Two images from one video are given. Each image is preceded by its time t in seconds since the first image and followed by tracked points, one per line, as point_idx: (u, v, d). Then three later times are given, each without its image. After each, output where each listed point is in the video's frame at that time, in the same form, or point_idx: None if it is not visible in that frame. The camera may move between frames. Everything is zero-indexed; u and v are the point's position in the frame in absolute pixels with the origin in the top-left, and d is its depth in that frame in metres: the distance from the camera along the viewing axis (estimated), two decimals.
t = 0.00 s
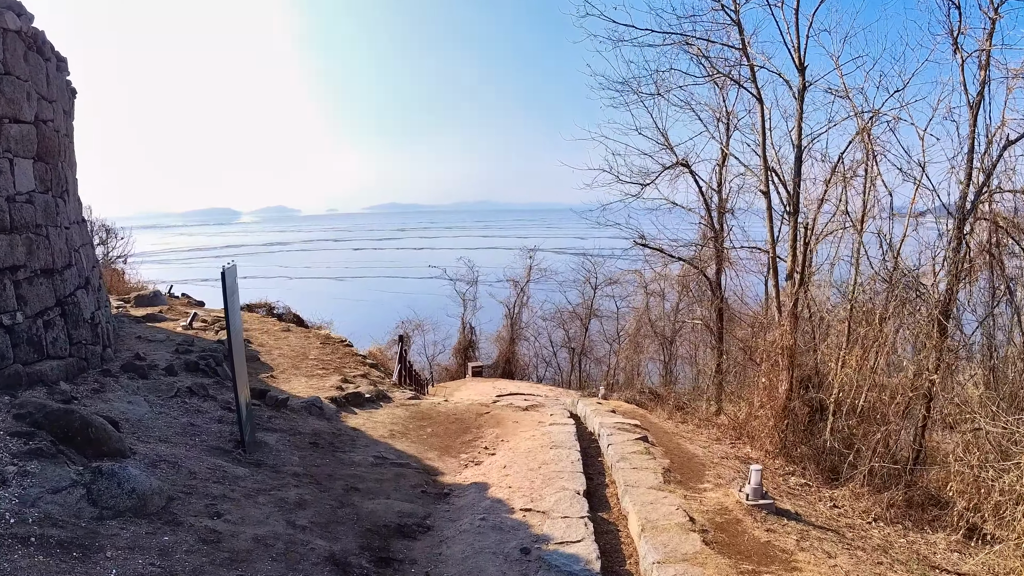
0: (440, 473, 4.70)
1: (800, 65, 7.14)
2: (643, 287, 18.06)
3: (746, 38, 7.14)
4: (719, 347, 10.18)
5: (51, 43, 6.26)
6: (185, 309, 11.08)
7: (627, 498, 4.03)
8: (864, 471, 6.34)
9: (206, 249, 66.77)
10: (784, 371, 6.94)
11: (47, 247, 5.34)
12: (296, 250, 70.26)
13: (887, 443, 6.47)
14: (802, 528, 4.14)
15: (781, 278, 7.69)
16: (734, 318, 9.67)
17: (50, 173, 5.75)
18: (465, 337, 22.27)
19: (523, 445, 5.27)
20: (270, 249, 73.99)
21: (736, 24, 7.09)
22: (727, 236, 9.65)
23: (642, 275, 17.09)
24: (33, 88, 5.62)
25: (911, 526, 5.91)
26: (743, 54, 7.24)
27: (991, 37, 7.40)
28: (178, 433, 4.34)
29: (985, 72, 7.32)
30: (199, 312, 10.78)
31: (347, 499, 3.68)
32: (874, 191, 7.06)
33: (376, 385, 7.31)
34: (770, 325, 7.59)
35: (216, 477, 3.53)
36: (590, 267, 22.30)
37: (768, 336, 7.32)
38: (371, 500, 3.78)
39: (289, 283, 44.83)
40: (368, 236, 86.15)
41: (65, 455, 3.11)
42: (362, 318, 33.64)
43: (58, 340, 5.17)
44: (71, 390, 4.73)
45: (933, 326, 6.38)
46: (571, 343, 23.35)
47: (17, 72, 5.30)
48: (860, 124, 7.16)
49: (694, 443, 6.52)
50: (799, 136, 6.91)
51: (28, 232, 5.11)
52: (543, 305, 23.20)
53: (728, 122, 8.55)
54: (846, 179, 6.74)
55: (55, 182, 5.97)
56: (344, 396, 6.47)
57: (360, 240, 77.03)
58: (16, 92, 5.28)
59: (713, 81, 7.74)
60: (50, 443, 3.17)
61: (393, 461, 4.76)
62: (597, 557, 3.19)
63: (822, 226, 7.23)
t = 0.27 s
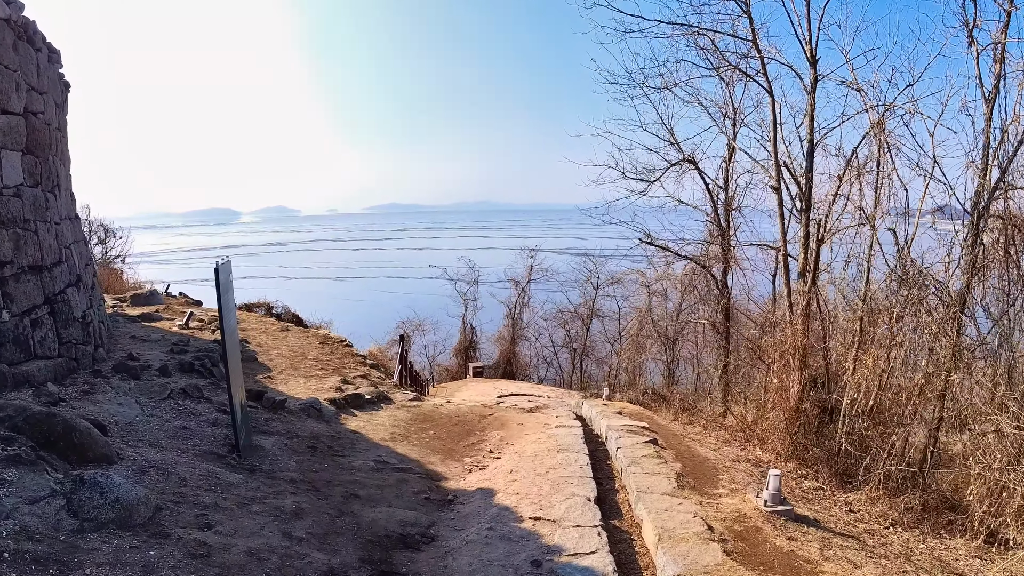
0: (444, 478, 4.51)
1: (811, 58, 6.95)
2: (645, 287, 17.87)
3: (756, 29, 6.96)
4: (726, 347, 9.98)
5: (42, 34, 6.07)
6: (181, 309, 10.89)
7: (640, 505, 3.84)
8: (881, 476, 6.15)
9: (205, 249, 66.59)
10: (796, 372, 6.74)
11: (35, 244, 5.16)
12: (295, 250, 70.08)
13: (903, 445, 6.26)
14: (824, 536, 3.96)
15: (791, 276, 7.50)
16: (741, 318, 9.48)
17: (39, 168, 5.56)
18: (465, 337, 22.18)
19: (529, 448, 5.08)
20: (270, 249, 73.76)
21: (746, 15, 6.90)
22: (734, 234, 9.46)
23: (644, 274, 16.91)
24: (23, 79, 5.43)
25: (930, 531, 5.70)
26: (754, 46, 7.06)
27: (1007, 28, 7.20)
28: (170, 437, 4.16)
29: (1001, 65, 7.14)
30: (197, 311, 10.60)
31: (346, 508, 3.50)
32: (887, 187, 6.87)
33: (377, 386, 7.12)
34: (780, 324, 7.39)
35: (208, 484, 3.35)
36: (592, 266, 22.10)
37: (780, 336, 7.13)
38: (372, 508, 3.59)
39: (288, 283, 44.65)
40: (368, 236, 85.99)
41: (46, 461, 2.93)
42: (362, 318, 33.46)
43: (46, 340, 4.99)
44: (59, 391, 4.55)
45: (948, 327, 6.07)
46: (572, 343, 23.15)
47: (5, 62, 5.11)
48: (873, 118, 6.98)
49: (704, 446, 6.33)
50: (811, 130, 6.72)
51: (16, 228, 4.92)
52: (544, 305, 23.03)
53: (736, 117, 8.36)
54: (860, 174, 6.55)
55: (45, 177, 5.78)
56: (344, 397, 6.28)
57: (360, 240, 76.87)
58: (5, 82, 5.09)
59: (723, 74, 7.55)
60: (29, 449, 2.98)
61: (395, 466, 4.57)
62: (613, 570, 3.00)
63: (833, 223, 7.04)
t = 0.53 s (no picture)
0: (445, 488, 4.33)
1: (822, 54, 6.78)
2: (647, 288, 17.69)
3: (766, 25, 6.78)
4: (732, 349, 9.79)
5: (31, 29, 5.89)
6: (177, 310, 10.70)
7: (652, 518, 3.66)
8: (894, 483, 5.87)
9: (204, 249, 66.37)
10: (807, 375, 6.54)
11: (23, 245, 4.99)
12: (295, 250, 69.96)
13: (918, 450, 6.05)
14: (843, 550, 3.79)
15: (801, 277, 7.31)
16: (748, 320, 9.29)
17: (27, 167, 5.38)
18: (466, 338, 22.00)
19: (534, 456, 4.90)
20: (269, 249, 73.53)
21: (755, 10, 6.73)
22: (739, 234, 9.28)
23: (646, 275, 16.74)
24: (10, 75, 5.25)
25: (948, 539, 5.51)
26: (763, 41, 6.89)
27: None
28: (159, 447, 3.98)
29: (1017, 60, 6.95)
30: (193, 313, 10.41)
31: (343, 523, 3.32)
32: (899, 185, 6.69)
33: (375, 391, 6.94)
34: (789, 326, 7.21)
35: (197, 500, 3.17)
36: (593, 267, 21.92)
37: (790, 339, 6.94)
38: (370, 523, 3.41)
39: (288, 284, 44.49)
40: (368, 237, 85.83)
41: (23, 477, 2.75)
42: (361, 319, 33.30)
43: (33, 345, 4.82)
44: (44, 398, 4.38)
45: (961, 326, 5.72)
46: (573, 344, 22.96)
47: None
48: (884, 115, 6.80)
49: (713, 452, 6.14)
50: (822, 128, 6.54)
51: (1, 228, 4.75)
52: (545, 306, 22.86)
53: (743, 115, 8.19)
54: (873, 172, 6.36)
55: (33, 176, 5.61)
56: (342, 402, 6.10)
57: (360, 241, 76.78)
58: None
59: (730, 71, 7.39)
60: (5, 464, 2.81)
61: (394, 475, 4.39)
62: None
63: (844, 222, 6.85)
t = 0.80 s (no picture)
0: (444, 494, 4.13)
1: (833, 44, 6.59)
2: (649, 287, 17.46)
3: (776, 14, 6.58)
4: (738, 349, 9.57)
5: (16, 16, 5.67)
6: (171, 309, 10.49)
7: (663, 527, 3.46)
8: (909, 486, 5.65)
9: (203, 249, 66.16)
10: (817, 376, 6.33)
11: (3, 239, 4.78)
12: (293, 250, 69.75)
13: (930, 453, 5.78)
14: (864, 559, 3.60)
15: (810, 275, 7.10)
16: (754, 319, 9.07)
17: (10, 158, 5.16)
18: (465, 338, 21.83)
19: (537, 459, 4.69)
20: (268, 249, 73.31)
21: None
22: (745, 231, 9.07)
23: (648, 274, 16.57)
24: None
25: (965, 544, 5.30)
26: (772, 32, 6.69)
27: None
28: (142, 452, 3.77)
29: None
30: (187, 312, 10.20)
31: (336, 533, 3.12)
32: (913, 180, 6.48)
33: (372, 391, 6.73)
34: (799, 325, 7.00)
35: (179, 509, 2.97)
36: (594, 266, 21.69)
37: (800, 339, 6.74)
38: (364, 532, 3.21)
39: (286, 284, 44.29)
40: (367, 237, 85.63)
41: None
42: (359, 319, 33.10)
43: (13, 343, 4.61)
44: (23, 399, 4.17)
45: (974, 323, 5.43)
46: (574, 344, 22.73)
47: None
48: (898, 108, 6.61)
49: (721, 455, 5.93)
50: (834, 120, 6.33)
51: None
52: (545, 306, 22.68)
53: (750, 109, 7.98)
54: (887, 166, 6.15)
55: (17, 168, 5.39)
56: (338, 404, 5.89)
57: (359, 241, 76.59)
58: None
59: (738, 62, 7.18)
60: None
61: (391, 480, 4.19)
62: None
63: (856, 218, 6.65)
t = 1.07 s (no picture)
0: (443, 507, 3.93)
1: (844, 38, 6.38)
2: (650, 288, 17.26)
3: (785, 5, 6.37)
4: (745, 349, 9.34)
5: None
6: (164, 311, 10.27)
7: (675, 545, 3.25)
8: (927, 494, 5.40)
9: (201, 250, 65.94)
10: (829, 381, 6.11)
11: None
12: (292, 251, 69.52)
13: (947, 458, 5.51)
14: None
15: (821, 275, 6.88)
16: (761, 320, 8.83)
17: None
18: (465, 339, 21.70)
19: (540, 469, 4.49)
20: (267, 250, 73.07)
21: None
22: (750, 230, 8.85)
23: (649, 275, 16.39)
24: None
25: (984, 556, 5.06)
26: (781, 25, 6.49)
27: None
28: (122, 464, 3.57)
29: None
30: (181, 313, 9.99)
31: (326, 553, 2.92)
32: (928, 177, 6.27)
33: (368, 395, 6.51)
34: (809, 327, 6.78)
35: (157, 529, 2.77)
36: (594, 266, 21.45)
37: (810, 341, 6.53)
38: (357, 551, 3.01)
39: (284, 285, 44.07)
40: (366, 237, 85.40)
41: None
42: (358, 320, 32.89)
43: None
44: (0, 408, 3.97)
45: (989, 322, 5.17)
46: (574, 346, 22.34)
47: None
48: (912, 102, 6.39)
49: (731, 462, 5.71)
50: (846, 115, 6.12)
51: None
52: (545, 306, 22.49)
53: (757, 105, 7.77)
54: (901, 162, 5.93)
55: None
56: (333, 409, 5.68)
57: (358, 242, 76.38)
58: None
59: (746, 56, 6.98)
60: None
61: (387, 492, 3.99)
62: None
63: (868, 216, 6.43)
